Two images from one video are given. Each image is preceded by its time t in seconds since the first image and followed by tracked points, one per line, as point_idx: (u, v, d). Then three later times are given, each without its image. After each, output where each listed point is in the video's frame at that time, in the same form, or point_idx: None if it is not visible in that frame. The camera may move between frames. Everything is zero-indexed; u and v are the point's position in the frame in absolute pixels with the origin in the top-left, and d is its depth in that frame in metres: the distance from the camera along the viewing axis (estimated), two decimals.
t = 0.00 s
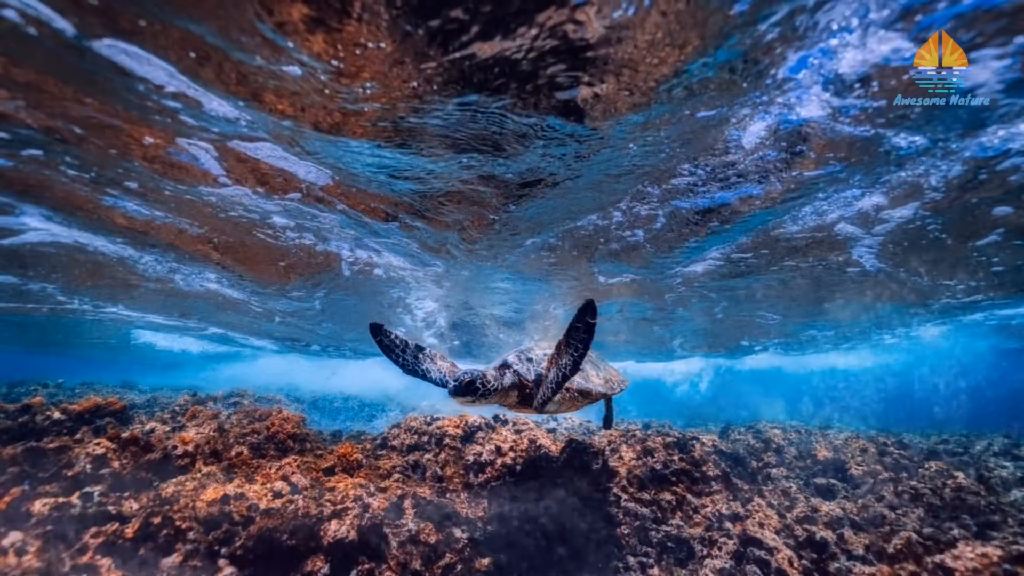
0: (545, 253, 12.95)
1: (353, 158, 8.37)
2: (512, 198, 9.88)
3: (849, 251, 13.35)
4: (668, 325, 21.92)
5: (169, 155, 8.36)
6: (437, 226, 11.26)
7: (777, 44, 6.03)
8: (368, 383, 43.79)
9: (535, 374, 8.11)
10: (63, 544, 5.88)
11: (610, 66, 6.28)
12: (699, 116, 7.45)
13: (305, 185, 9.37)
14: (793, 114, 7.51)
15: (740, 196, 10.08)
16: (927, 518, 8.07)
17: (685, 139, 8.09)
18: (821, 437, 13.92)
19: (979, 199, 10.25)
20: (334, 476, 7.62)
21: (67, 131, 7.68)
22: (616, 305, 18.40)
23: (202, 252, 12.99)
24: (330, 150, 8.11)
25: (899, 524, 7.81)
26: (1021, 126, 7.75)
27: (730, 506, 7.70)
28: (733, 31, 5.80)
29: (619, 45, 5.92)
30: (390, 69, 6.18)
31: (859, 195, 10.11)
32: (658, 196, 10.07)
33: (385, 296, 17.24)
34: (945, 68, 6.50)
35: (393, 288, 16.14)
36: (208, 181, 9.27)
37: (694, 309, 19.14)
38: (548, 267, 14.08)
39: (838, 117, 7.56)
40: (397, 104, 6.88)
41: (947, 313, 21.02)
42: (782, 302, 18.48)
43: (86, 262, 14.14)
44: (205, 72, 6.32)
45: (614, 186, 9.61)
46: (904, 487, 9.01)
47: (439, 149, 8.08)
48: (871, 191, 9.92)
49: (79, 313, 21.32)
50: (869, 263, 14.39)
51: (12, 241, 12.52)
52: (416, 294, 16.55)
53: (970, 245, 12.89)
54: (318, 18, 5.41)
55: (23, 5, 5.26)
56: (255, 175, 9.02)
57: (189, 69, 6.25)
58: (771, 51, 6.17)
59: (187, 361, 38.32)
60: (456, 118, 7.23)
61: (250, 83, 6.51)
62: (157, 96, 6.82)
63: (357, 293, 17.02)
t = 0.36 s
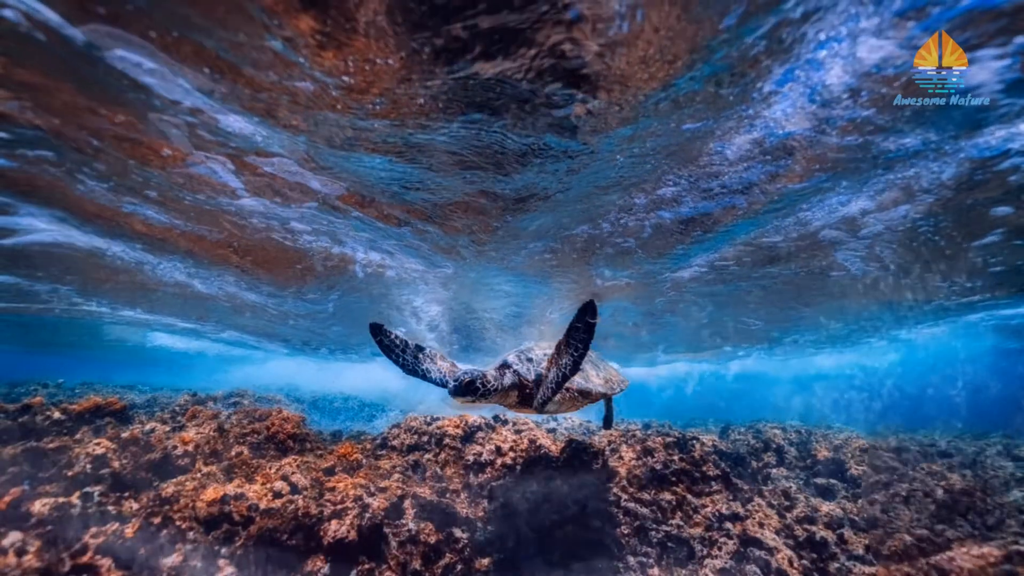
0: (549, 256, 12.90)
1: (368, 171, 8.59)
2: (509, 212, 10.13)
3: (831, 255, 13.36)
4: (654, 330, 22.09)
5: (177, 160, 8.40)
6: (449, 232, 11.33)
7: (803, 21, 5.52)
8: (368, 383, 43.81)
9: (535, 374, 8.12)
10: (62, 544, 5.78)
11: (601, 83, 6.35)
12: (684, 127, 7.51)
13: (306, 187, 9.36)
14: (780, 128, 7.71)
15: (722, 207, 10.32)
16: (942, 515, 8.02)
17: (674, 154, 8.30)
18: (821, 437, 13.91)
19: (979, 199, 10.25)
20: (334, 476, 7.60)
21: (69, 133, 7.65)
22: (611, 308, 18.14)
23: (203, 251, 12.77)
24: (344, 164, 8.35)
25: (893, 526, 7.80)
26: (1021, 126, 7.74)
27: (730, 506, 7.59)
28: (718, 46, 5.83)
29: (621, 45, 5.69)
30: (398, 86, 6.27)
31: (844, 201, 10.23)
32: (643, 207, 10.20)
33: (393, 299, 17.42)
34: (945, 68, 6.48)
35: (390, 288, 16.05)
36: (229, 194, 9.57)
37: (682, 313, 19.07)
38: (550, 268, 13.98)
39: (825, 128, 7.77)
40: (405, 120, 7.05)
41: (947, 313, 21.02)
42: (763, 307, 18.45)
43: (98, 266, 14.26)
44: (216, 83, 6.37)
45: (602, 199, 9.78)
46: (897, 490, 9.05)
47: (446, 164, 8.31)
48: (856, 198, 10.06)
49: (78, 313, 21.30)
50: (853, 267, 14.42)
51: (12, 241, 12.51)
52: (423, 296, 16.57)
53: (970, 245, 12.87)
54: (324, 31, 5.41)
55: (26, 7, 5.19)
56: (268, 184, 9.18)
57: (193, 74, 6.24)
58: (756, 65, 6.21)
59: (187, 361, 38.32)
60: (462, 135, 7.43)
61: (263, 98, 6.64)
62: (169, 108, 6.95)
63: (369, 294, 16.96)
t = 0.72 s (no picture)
0: (543, 252, 12.92)
1: (345, 148, 8.22)
2: (514, 186, 9.57)
3: (860, 249, 13.35)
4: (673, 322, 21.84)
5: (186, 165, 8.78)
6: (460, 235, 11.87)
7: (787, 35, 5.90)
8: (368, 383, 43.81)
9: (535, 374, 8.12)
10: (63, 544, 5.67)
11: (613, 54, 6.16)
12: (670, 140, 8.18)
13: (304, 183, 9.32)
14: (805, 104, 7.30)
15: (751, 187, 9.83)
16: (933, 517, 7.93)
17: (658, 167, 9.09)
18: (821, 437, 13.91)
19: (980, 199, 10.26)
20: (334, 475, 7.57)
21: (68, 131, 7.71)
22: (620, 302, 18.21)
23: (190, 249, 13.00)
24: (322, 139, 7.97)
25: (903, 522, 7.81)
26: (1021, 126, 7.75)
27: (731, 506, 7.65)
28: (743, 22, 5.68)
29: (615, 63, 6.31)
30: (385, 56, 6.08)
31: (869, 190, 10.01)
32: (669, 188, 9.90)
33: (379, 295, 17.29)
34: (945, 68, 6.51)
35: (402, 288, 16.19)
36: (194, 173, 9.08)
37: (675, 313, 20.13)
38: (547, 267, 14.05)
39: (846, 109, 7.43)
40: (391, 93, 6.78)
41: (947, 312, 21.07)
42: (773, 301, 18.54)
43: (77, 262, 14.11)
44: (200, 67, 6.30)
45: (625, 176, 9.42)
46: (910, 485, 8.98)
47: (432, 137, 7.89)
48: (879, 189, 9.90)
49: (78, 313, 21.34)
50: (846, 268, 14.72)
51: (9, 241, 12.52)
52: (412, 292, 16.52)
53: (970, 245, 12.89)
54: (320, 27, 5.62)
55: (20, 3, 5.24)
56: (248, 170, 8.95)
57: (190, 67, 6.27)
58: (781, 43, 6.04)
59: (187, 361, 38.35)
60: (454, 104, 7.06)
61: (240, 71, 6.38)
62: (146, 87, 6.68)
63: (345, 292, 16.97)
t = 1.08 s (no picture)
0: (545, 253, 12.91)
1: (357, 162, 8.41)
2: (511, 202, 9.95)
3: (845, 251, 13.29)
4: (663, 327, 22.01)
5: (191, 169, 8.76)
6: (442, 229, 11.33)
7: (773, 47, 6.03)
8: (368, 383, 43.81)
9: (535, 374, 8.12)
10: (63, 544, 5.65)
11: (607, 70, 6.28)
12: (656, 152, 8.35)
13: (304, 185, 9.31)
14: (790, 118, 7.53)
15: (735, 199, 10.11)
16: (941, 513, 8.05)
17: (689, 146, 8.20)
18: (821, 437, 13.91)
19: (979, 199, 10.26)
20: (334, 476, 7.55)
21: (68, 132, 7.68)
22: (615, 306, 18.34)
23: (213, 256, 13.16)
24: (334, 154, 8.15)
25: (896, 525, 7.80)
26: (1021, 126, 7.75)
27: (730, 506, 7.67)
28: (727, 36, 5.81)
29: (608, 80, 6.46)
30: (393, 73, 6.18)
31: (855, 196, 10.12)
32: (654, 199, 10.08)
33: (389, 297, 17.25)
34: (945, 68, 6.49)
35: (404, 290, 16.26)
36: (214, 185, 9.35)
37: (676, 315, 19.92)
38: (548, 268, 14.05)
39: (835, 120, 7.59)
40: (399, 109, 6.90)
41: (947, 313, 21.06)
42: (769, 304, 18.60)
43: (93, 264, 14.25)
44: (209, 77, 6.35)
45: (611, 190, 9.62)
46: (901, 488, 9.06)
47: (440, 153, 8.10)
48: (867, 191, 9.90)
49: (78, 313, 21.33)
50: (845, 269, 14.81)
51: (13, 241, 12.54)
52: (419, 295, 16.55)
53: (970, 245, 12.90)
54: (318, 20, 5.38)
55: (24, 5, 5.23)
56: (258, 178, 9.07)
57: (193, 73, 6.28)
58: (766, 55, 6.17)
59: (186, 361, 38.35)
60: (458, 123, 7.23)
61: (254, 87, 6.53)
62: (161, 101, 6.87)
63: (361, 294, 17.05)
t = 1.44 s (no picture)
0: (548, 257, 12.92)
1: (336, 137, 7.60)
2: (509, 215, 10.34)
3: (830, 255, 13.49)
4: (652, 330, 22.36)
5: (184, 162, 8.49)
6: (452, 233, 11.36)
7: (797, 26, 5.60)
8: (368, 383, 43.80)
9: (535, 374, 8.13)
10: (63, 543, 5.62)
11: (600, 86, 6.46)
12: (667, 140, 7.85)
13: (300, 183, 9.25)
14: (776, 132, 7.79)
15: (720, 209, 10.45)
16: (938, 515, 8.09)
17: (670, 159, 8.44)
18: (821, 437, 13.91)
19: (980, 199, 10.26)
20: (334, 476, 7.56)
21: (68, 132, 7.67)
22: (611, 307, 18.25)
23: (235, 258, 13.22)
24: (348, 167, 8.53)
25: (893, 527, 7.81)
26: (1021, 126, 7.75)
27: (730, 506, 7.65)
28: (716, 49, 5.89)
29: (619, 52, 5.80)
30: (400, 90, 6.42)
31: (840, 203, 10.39)
32: (640, 210, 10.37)
33: (396, 299, 17.37)
34: (945, 68, 6.47)
35: (394, 288, 16.04)
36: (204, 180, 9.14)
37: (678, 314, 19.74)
38: (548, 268, 14.02)
39: (820, 131, 7.83)
40: (408, 125, 7.22)
41: (947, 313, 21.06)
42: (767, 306, 18.66)
43: (77, 262, 13.89)
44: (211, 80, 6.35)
45: (600, 201, 9.93)
46: (900, 490, 9.08)
47: (447, 169, 8.51)
48: (853, 198, 10.15)
49: (78, 312, 21.31)
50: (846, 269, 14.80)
51: (13, 241, 12.54)
52: (427, 296, 16.61)
53: (971, 245, 12.89)
54: (325, 35, 5.48)
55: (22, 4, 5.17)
56: (274, 189, 9.46)
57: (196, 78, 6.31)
58: (753, 69, 6.28)
59: (187, 361, 38.38)
60: (465, 140, 7.61)
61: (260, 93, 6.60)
62: (167, 107, 6.94)
63: (375, 296, 17.15)
